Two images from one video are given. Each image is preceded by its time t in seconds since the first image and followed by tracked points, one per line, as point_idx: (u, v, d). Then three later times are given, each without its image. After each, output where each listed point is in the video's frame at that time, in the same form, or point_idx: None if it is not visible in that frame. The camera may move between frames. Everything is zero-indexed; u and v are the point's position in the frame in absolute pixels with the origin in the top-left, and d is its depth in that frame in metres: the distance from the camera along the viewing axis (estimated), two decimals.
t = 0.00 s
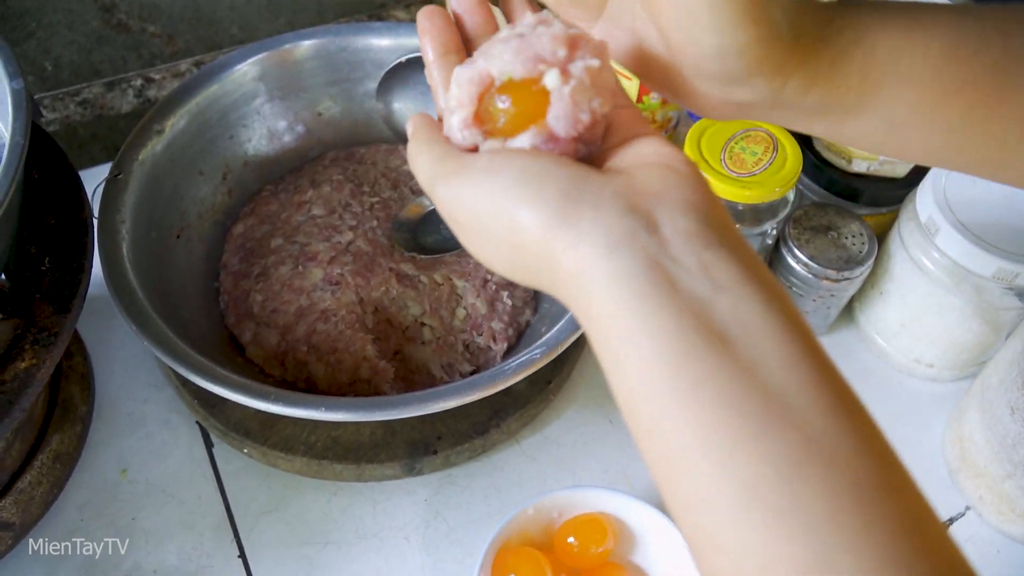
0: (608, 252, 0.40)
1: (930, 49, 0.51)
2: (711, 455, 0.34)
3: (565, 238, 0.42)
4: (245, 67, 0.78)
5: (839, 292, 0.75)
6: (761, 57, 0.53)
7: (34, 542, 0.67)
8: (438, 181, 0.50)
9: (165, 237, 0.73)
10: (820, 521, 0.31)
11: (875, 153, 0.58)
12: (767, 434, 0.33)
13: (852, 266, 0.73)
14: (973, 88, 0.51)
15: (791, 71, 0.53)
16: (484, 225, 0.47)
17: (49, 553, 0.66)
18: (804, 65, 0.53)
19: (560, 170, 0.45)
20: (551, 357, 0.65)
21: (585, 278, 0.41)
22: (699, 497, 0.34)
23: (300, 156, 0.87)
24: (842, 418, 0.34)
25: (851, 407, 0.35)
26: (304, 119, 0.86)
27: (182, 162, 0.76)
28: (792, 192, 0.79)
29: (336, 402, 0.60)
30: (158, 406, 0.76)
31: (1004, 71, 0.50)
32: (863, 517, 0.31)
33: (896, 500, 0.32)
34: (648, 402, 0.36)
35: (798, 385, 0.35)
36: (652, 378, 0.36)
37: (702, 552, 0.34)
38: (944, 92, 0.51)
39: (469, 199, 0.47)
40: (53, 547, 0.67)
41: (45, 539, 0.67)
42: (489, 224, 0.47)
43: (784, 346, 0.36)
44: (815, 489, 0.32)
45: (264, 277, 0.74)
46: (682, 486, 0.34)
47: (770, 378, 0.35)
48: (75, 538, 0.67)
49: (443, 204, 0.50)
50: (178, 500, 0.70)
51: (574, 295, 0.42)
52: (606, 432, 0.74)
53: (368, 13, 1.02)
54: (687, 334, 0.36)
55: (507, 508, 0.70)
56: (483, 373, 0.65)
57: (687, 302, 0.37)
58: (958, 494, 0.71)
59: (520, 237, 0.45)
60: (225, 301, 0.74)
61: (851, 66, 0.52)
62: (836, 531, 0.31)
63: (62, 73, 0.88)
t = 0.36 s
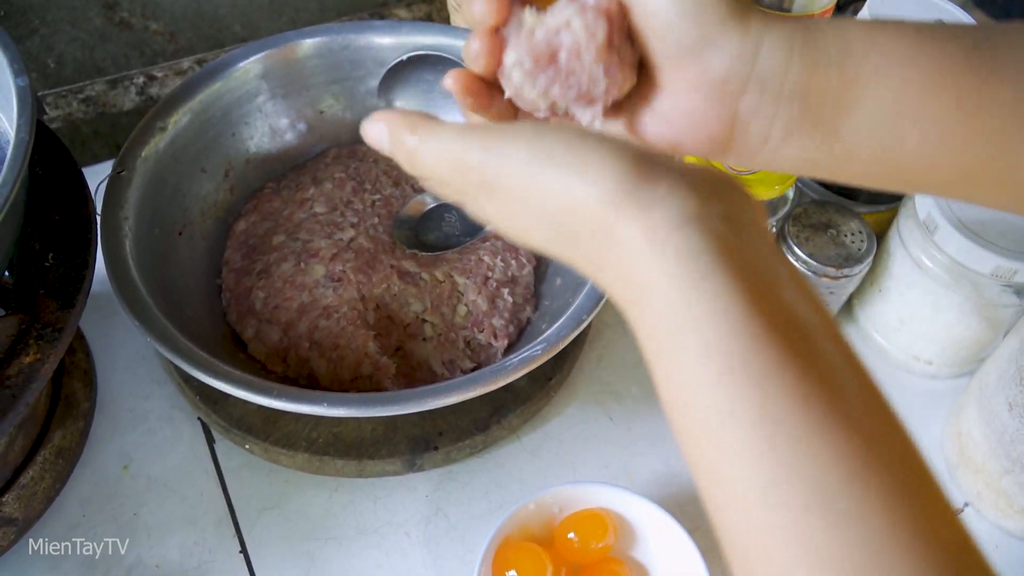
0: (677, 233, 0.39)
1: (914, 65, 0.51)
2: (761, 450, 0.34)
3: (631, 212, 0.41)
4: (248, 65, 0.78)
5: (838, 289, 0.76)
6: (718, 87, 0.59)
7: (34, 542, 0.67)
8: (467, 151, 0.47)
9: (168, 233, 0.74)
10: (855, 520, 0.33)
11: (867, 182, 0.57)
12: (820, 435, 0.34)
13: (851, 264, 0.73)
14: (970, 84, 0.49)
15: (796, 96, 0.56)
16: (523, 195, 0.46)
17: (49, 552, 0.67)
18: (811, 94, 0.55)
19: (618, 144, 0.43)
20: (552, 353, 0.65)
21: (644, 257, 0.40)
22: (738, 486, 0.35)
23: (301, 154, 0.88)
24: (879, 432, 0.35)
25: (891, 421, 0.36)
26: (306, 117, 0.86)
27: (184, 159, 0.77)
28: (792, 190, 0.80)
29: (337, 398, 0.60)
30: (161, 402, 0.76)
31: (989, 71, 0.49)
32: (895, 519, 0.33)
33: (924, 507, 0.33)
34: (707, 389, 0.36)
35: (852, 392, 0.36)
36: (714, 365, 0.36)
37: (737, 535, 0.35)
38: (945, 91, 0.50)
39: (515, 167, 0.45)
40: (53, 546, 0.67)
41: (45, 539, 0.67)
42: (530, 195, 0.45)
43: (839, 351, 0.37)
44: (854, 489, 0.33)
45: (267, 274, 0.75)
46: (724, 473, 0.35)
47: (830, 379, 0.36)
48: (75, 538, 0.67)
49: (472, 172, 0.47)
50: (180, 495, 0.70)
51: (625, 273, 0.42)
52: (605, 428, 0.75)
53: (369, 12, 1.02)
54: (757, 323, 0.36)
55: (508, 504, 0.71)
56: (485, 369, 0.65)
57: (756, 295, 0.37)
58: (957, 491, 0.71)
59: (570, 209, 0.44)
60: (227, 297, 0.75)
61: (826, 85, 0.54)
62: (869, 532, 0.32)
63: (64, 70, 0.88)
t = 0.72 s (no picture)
0: (658, 240, 0.39)
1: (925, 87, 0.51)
2: (747, 454, 0.34)
3: (614, 221, 0.40)
4: (250, 62, 0.78)
5: (838, 287, 0.76)
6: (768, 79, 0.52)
7: (34, 542, 0.67)
8: (461, 158, 0.46)
9: (170, 231, 0.74)
10: (843, 517, 0.33)
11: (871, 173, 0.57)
12: (804, 435, 0.34)
13: (851, 261, 0.73)
14: (978, 113, 0.50)
15: (803, 89, 0.52)
16: (509, 206, 0.45)
17: (49, 552, 0.66)
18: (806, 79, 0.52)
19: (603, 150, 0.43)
20: (554, 350, 0.65)
21: (630, 265, 0.40)
22: (727, 490, 0.35)
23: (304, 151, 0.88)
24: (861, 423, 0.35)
25: (872, 408, 0.36)
26: (308, 114, 0.86)
27: (186, 157, 0.77)
28: (793, 188, 0.80)
29: (340, 394, 0.60)
30: (163, 399, 0.76)
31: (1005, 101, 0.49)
32: (882, 511, 0.33)
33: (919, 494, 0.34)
34: (690, 398, 0.36)
35: (833, 386, 0.35)
36: (696, 372, 0.36)
37: (729, 539, 0.35)
38: (939, 126, 0.51)
39: (499, 177, 0.44)
40: (53, 546, 0.67)
41: (45, 539, 0.67)
42: (514, 205, 0.45)
43: (817, 343, 0.37)
44: (842, 487, 0.33)
45: (269, 271, 0.75)
46: (711, 477, 0.35)
47: (811, 375, 0.35)
48: (74, 538, 0.67)
49: (462, 181, 0.47)
50: (183, 492, 0.70)
51: (611, 281, 0.42)
52: (606, 426, 0.75)
53: (369, 11, 1.02)
54: (736, 326, 0.36)
55: (510, 501, 0.71)
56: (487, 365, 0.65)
57: (736, 298, 0.37)
58: (957, 488, 0.72)
59: (555, 218, 0.43)
60: (230, 295, 0.75)
61: (855, 91, 0.52)
62: (862, 523, 0.32)
63: (66, 68, 0.88)
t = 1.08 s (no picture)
0: (648, 226, 0.37)
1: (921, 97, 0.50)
2: (735, 449, 0.33)
3: (602, 203, 0.39)
4: (248, 62, 0.78)
5: (836, 286, 0.76)
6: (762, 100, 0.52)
7: (33, 542, 0.67)
8: (453, 121, 0.44)
9: (169, 230, 0.74)
10: (833, 514, 0.32)
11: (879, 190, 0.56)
12: (794, 429, 0.33)
13: (849, 260, 0.74)
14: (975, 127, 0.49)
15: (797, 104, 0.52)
16: (497, 175, 0.43)
17: (48, 552, 0.66)
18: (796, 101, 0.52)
19: (602, 129, 0.42)
20: (553, 348, 0.65)
21: (615, 248, 0.38)
22: (714, 488, 0.34)
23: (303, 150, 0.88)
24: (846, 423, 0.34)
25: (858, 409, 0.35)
26: (307, 114, 0.86)
27: (185, 156, 0.77)
28: (790, 186, 0.80)
29: (338, 393, 0.61)
30: (162, 398, 0.76)
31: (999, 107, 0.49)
32: (870, 512, 0.32)
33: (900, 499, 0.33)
34: (675, 390, 0.35)
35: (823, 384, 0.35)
36: (682, 366, 0.35)
37: (716, 538, 0.34)
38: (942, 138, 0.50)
39: (493, 142, 0.42)
40: (52, 547, 0.67)
41: (45, 539, 0.67)
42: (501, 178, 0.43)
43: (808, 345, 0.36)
44: (829, 487, 0.32)
45: (267, 270, 0.75)
46: (697, 474, 0.34)
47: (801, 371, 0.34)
48: (74, 538, 0.67)
49: (450, 142, 0.45)
50: (182, 491, 0.70)
51: (594, 264, 0.40)
52: (605, 424, 0.75)
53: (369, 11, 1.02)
54: (725, 317, 0.35)
55: (509, 499, 0.71)
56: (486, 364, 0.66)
57: (726, 287, 0.36)
58: (955, 486, 0.72)
59: (542, 195, 0.42)
60: (228, 293, 0.75)
61: (852, 105, 0.51)
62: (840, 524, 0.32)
63: (66, 68, 0.88)
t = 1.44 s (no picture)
0: (652, 218, 0.38)
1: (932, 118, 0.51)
2: (739, 430, 0.34)
3: (607, 192, 0.39)
4: (250, 63, 0.78)
5: (834, 289, 0.76)
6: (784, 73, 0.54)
7: (34, 542, 0.67)
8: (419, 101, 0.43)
9: (170, 230, 0.74)
10: (835, 498, 0.32)
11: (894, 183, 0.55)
12: (799, 422, 0.33)
13: (847, 263, 0.74)
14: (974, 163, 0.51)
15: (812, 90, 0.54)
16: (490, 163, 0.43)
17: (49, 552, 0.67)
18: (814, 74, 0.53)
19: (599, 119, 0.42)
20: (552, 350, 0.65)
21: (620, 239, 0.38)
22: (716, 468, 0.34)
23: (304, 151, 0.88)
24: (841, 408, 0.35)
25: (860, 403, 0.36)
26: (308, 115, 0.87)
27: (186, 157, 0.77)
28: (789, 189, 0.80)
29: (338, 394, 0.61)
30: (162, 398, 0.77)
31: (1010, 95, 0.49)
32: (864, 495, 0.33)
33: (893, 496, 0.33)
34: (684, 377, 0.35)
35: (817, 374, 0.35)
36: (689, 349, 0.35)
37: (712, 517, 0.34)
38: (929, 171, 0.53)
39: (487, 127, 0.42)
40: (53, 546, 0.67)
41: (45, 539, 0.67)
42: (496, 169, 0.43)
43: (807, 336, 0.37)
44: (832, 482, 0.33)
45: (268, 271, 0.75)
46: (696, 448, 0.34)
47: (801, 359, 0.35)
48: (74, 538, 0.68)
49: (423, 126, 0.44)
50: (182, 490, 0.71)
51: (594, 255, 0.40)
52: (603, 425, 0.75)
53: (369, 12, 1.02)
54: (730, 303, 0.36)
55: (508, 500, 0.71)
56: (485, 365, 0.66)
57: (730, 277, 0.37)
58: (952, 489, 0.72)
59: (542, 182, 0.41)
60: (229, 294, 0.75)
61: (865, 75, 0.52)
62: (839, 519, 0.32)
63: (67, 68, 0.88)
